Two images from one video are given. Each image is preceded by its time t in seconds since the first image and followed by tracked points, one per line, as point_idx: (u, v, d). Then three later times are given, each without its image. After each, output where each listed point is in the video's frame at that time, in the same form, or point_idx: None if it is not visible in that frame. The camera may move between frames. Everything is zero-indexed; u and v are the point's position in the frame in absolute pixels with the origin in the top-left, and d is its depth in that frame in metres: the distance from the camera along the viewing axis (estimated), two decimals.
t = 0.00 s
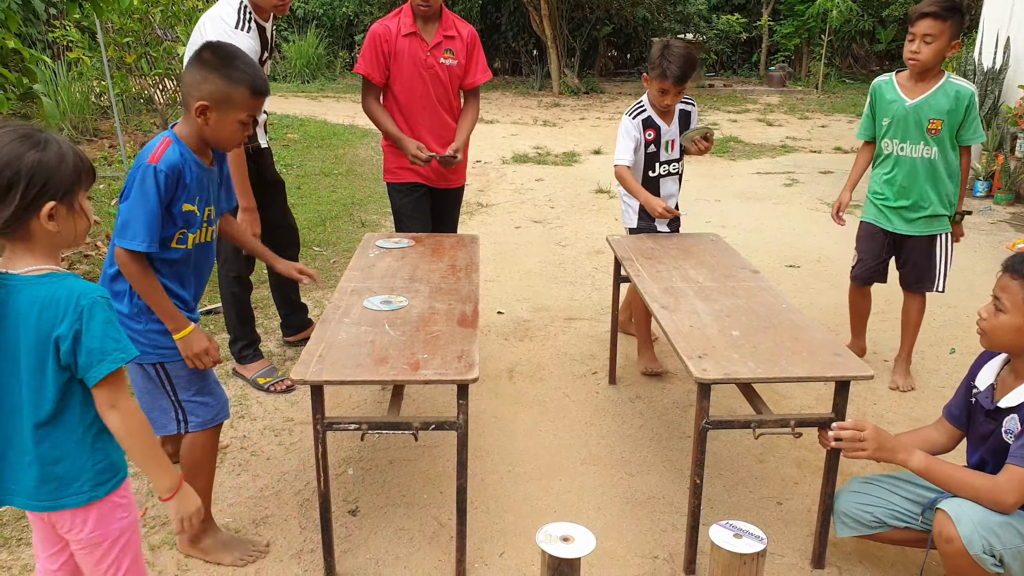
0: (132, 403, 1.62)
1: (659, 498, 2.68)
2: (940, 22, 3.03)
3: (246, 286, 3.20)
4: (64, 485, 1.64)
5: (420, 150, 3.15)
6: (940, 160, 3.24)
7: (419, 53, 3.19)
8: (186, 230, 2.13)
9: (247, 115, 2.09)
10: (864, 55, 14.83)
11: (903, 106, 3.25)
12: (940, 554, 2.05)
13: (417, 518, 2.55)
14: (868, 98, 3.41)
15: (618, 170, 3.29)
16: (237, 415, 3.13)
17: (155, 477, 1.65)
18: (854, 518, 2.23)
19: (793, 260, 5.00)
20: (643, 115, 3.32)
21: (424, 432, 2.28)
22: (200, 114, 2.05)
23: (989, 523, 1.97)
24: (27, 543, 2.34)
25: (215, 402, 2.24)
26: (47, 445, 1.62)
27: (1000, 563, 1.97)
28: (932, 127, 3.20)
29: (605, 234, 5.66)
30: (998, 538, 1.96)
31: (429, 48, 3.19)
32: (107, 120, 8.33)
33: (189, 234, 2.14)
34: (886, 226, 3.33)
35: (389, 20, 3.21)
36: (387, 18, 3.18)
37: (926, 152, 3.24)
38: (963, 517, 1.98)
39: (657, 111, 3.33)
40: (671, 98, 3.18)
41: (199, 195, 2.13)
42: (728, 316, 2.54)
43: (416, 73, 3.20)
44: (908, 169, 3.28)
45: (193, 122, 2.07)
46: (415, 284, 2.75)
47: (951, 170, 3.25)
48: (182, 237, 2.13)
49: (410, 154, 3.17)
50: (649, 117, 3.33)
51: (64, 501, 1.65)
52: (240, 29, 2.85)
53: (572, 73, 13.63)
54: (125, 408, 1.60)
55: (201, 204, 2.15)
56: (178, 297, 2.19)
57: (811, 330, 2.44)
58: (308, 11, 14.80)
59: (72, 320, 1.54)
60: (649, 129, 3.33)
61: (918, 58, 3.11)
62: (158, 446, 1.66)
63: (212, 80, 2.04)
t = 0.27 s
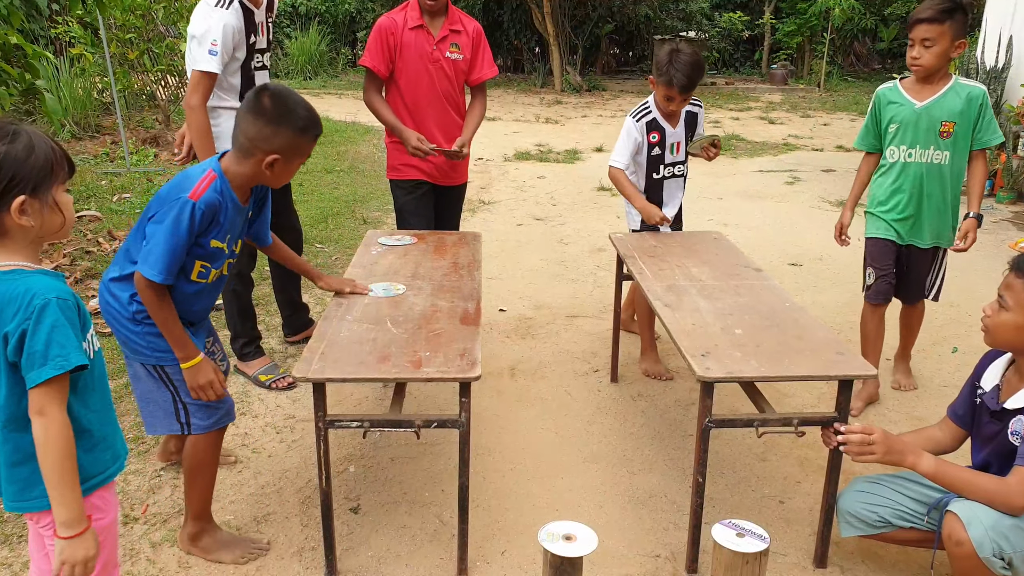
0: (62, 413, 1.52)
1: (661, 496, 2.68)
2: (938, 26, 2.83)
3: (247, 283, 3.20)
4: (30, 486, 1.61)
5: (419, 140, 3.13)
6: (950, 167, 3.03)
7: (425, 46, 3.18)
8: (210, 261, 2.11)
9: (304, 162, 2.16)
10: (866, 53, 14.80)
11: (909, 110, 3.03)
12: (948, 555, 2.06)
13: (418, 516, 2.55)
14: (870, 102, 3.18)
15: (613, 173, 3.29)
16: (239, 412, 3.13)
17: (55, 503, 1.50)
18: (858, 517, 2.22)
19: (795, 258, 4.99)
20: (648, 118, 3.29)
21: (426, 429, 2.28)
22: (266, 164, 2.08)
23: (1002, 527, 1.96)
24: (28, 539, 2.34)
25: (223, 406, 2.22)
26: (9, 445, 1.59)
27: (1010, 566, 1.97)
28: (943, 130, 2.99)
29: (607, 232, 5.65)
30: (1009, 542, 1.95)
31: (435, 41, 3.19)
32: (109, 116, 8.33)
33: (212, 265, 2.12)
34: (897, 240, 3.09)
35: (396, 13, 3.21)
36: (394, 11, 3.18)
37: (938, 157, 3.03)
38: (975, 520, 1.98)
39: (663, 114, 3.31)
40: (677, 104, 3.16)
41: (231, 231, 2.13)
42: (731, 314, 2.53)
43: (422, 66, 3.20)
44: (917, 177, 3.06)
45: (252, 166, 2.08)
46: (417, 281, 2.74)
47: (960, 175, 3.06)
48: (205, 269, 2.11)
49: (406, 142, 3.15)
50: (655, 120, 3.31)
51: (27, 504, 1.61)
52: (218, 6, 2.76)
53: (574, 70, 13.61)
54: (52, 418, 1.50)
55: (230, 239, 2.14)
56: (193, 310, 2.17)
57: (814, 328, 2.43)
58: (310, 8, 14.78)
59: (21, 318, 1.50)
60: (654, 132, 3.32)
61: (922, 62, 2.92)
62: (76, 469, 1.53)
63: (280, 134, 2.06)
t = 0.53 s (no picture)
0: (61, 413, 1.54)
1: (663, 497, 2.68)
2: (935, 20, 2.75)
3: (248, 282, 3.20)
4: (26, 486, 1.61)
5: (417, 142, 3.12)
6: (947, 169, 2.95)
7: (428, 46, 3.17)
8: (247, 252, 2.15)
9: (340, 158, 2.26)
10: (868, 54, 14.80)
11: (903, 108, 2.96)
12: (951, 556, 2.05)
13: (420, 516, 2.55)
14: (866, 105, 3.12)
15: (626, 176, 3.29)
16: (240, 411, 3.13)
17: (64, 499, 1.54)
18: (861, 518, 2.22)
19: (797, 259, 4.99)
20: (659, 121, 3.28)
21: (428, 429, 2.28)
22: (310, 159, 2.17)
23: (1004, 528, 1.96)
24: (30, 539, 2.34)
25: (244, 399, 2.23)
26: (6, 448, 1.59)
27: (1013, 568, 1.96)
28: (940, 131, 2.91)
29: (608, 232, 5.65)
30: (1011, 543, 1.95)
31: (438, 41, 3.18)
32: (111, 115, 8.33)
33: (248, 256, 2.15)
34: (889, 246, 3.02)
35: (399, 14, 3.21)
36: (397, 12, 3.18)
37: (932, 157, 2.94)
38: (978, 520, 1.98)
39: (673, 117, 3.29)
40: (688, 110, 3.16)
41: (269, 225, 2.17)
42: (733, 315, 2.53)
43: (425, 67, 3.19)
44: (910, 180, 2.99)
45: (295, 162, 2.16)
46: (420, 281, 2.74)
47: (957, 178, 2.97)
48: (242, 260, 2.14)
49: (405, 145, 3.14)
50: (666, 123, 3.29)
51: (25, 503, 1.61)
52: None
53: (576, 70, 13.61)
54: (50, 418, 1.52)
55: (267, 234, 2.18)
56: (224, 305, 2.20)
57: (817, 329, 2.43)
58: (312, 7, 14.77)
59: (12, 321, 1.50)
60: (665, 135, 3.31)
61: (918, 59, 2.86)
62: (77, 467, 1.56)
63: (324, 131, 2.16)
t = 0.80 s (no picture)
0: (82, 409, 1.55)
1: (664, 496, 2.68)
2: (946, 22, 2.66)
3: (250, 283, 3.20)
4: (35, 484, 1.62)
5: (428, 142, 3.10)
6: (951, 173, 2.85)
7: (431, 48, 3.18)
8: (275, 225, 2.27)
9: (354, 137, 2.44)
10: (870, 53, 14.79)
11: (908, 113, 2.90)
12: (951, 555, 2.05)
13: (422, 516, 2.55)
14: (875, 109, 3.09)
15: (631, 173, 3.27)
16: (243, 412, 3.14)
17: (111, 482, 1.58)
18: (862, 518, 2.22)
19: (799, 258, 4.99)
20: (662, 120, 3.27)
21: (429, 429, 2.28)
22: (331, 136, 2.35)
23: (1004, 526, 1.96)
24: (33, 539, 2.34)
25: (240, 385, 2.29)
26: (16, 447, 1.60)
27: (1012, 566, 1.96)
28: (943, 134, 2.82)
29: (610, 232, 5.65)
30: (1011, 541, 1.95)
31: (440, 43, 3.19)
32: (113, 116, 8.34)
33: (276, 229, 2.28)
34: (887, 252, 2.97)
35: (400, 17, 3.21)
36: (398, 15, 3.18)
37: (934, 163, 2.86)
38: (977, 520, 1.98)
39: (677, 117, 3.30)
40: (695, 105, 3.15)
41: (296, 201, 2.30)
42: (735, 314, 2.53)
43: (427, 69, 3.19)
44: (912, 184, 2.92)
45: (319, 139, 2.35)
46: (421, 281, 2.74)
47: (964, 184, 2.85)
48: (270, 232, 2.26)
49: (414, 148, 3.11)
50: (670, 122, 3.29)
51: (33, 502, 1.61)
52: None
53: (577, 70, 13.61)
54: (73, 415, 1.53)
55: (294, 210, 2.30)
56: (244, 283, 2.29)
57: (819, 328, 2.43)
58: (314, 7, 14.77)
59: (23, 321, 1.50)
60: (668, 134, 3.30)
61: (930, 62, 2.76)
62: (116, 452, 1.59)
63: (344, 110, 2.36)
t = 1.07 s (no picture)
0: (91, 407, 1.57)
1: (661, 494, 2.68)
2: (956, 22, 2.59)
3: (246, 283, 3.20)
4: (38, 485, 1.62)
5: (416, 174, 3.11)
6: (955, 179, 2.79)
7: (428, 52, 3.17)
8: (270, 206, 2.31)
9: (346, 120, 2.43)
10: (866, 51, 14.79)
11: (915, 115, 2.85)
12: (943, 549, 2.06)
13: (419, 515, 2.55)
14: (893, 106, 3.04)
15: (621, 164, 3.31)
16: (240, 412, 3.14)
17: (111, 475, 1.60)
18: (857, 514, 2.22)
19: (795, 255, 4.99)
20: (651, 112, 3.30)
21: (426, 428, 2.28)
22: (323, 118, 2.36)
23: (995, 520, 1.97)
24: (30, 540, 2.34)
25: (232, 370, 2.32)
26: (18, 447, 1.59)
27: (1003, 559, 1.97)
28: (947, 139, 2.77)
29: (607, 230, 5.65)
30: (1002, 534, 1.96)
31: (436, 46, 3.18)
32: (108, 116, 8.32)
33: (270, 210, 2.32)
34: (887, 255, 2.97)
35: (394, 21, 3.17)
36: (393, 20, 3.14)
37: (937, 167, 2.82)
38: (968, 514, 1.98)
39: (666, 109, 3.31)
40: (683, 94, 3.16)
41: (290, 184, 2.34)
42: (731, 312, 2.53)
43: (424, 74, 3.19)
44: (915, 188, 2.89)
45: (310, 122, 2.36)
46: (417, 281, 2.74)
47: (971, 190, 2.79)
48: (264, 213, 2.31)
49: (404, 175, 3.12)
50: (659, 114, 3.31)
51: (36, 502, 1.62)
52: None
53: (574, 68, 13.61)
54: (83, 414, 1.55)
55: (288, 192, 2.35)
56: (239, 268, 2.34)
57: (814, 325, 2.43)
58: (310, 7, 14.75)
59: (26, 322, 1.50)
60: (656, 126, 3.32)
61: (937, 64, 2.70)
62: (117, 446, 1.61)
63: (334, 92, 2.37)
